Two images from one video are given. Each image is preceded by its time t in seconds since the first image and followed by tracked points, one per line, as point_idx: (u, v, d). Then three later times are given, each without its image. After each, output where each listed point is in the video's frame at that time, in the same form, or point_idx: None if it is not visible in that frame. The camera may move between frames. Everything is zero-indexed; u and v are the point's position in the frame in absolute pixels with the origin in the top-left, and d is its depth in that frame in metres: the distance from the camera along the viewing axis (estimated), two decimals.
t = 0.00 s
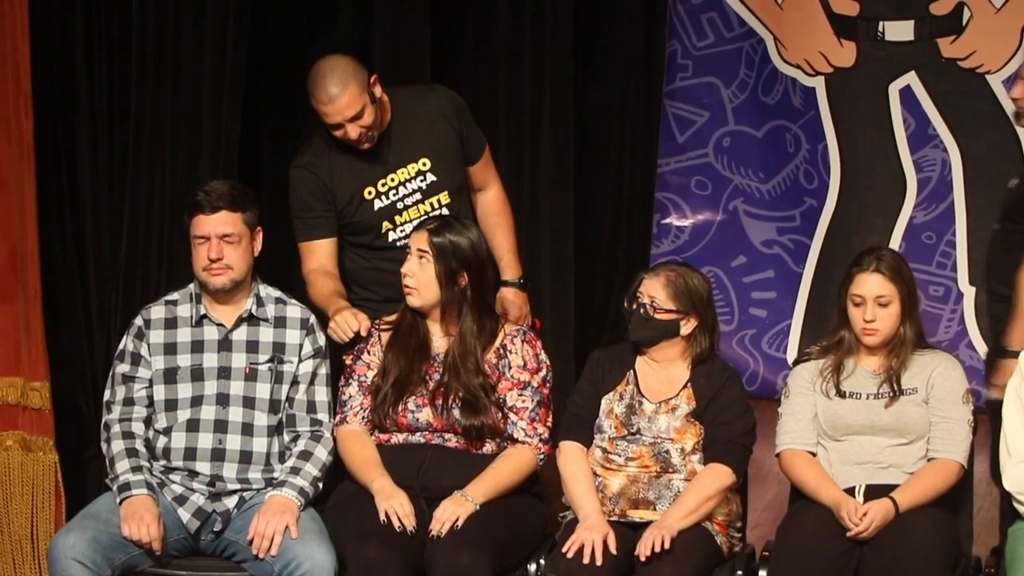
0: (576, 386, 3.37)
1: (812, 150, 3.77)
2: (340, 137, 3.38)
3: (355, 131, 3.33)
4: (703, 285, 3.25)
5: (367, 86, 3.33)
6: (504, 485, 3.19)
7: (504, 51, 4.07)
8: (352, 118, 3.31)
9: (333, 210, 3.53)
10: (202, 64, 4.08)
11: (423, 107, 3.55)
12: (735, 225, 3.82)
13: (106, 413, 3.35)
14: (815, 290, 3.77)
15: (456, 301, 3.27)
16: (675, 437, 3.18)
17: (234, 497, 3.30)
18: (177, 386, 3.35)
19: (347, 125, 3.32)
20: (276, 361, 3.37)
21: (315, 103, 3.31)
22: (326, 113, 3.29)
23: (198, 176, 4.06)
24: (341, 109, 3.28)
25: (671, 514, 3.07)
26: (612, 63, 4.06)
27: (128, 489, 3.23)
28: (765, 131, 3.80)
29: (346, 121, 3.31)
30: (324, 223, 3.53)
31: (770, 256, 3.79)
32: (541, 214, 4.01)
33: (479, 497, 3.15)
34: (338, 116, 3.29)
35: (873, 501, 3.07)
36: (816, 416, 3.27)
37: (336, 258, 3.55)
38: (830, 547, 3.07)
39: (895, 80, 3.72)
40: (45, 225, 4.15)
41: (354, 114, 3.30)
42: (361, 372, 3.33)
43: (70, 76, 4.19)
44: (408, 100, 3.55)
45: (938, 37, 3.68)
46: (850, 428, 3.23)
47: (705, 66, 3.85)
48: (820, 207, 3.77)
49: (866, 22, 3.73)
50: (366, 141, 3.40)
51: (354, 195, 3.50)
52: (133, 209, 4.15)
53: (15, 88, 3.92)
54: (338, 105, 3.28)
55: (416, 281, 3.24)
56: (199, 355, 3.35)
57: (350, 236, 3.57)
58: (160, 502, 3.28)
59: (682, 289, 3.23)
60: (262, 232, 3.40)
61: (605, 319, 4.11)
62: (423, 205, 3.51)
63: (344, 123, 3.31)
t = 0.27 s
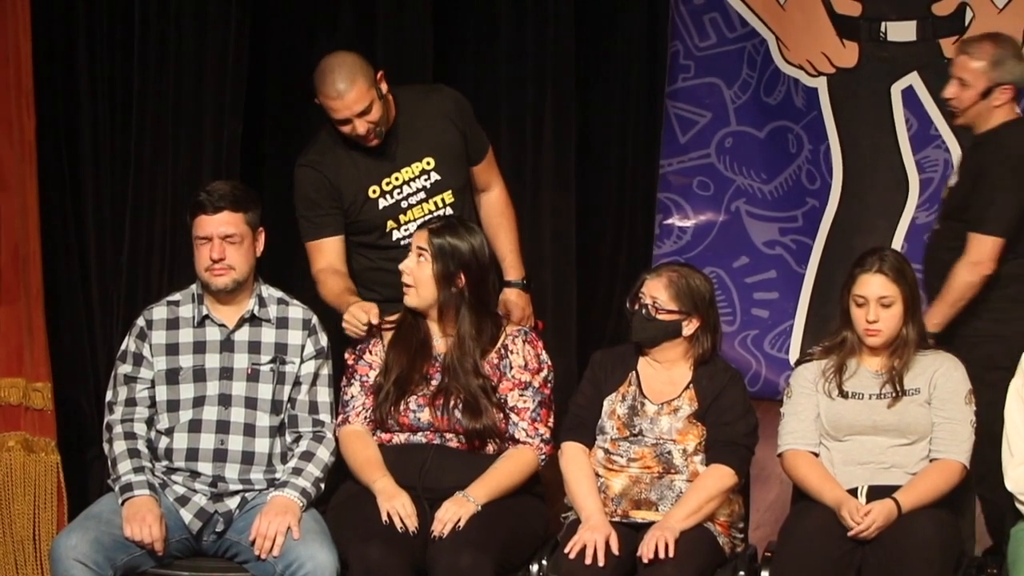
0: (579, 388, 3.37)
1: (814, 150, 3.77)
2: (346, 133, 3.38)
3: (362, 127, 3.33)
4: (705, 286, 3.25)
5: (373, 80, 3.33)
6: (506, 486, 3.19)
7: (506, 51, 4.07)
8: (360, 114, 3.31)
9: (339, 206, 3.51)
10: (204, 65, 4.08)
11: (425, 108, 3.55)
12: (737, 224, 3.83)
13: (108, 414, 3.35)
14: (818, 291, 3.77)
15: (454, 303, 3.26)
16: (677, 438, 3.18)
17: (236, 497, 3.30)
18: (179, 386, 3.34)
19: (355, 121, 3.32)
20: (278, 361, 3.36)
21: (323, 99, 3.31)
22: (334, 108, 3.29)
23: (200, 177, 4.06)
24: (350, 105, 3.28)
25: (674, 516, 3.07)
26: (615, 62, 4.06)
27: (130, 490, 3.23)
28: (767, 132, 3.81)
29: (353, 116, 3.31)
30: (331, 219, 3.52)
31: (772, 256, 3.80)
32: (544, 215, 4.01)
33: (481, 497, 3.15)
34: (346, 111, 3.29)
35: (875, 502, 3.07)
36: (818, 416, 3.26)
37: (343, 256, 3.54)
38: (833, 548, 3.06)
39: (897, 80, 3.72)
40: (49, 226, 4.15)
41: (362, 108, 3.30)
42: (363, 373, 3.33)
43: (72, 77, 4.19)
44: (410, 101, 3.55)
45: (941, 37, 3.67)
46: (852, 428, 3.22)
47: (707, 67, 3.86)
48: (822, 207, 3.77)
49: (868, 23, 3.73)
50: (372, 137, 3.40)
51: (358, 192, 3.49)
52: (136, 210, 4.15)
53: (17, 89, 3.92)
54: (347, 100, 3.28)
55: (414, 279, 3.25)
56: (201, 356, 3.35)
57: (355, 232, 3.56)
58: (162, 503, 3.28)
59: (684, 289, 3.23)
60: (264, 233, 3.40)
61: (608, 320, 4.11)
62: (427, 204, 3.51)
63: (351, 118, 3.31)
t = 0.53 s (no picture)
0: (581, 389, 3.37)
1: (815, 151, 3.78)
2: (374, 124, 3.38)
3: (393, 110, 3.33)
4: (707, 286, 3.25)
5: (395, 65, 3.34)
6: (507, 486, 3.19)
7: (508, 51, 4.07)
8: (390, 95, 3.31)
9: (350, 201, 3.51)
10: (206, 66, 4.09)
11: (427, 108, 3.55)
12: (739, 225, 3.82)
13: (110, 415, 3.35)
14: (820, 292, 3.77)
15: (456, 304, 3.26)
16: (679, 439, 3.18)
17: (237, 499, 3.30)
18: (181, 388, 3.34)
19: (385, 105, 3.32)
20: (280, 363, 3.36)
21: (351, 86, 3.31)
22: (364, 90, 3.29)
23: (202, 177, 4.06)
24: (380, 87, 3.28)
25: (675, 516, 3.07)
26: (619, 62, 4.06)
27: (131, 491, 3.23)
28: (769, 133, 3.82)
29: (383, 98, 3.31)
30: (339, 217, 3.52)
31: (773, 258, 3.80)
32: (545, 215, 4.01)
33: (482, 498, 3.15)
34: (377, 92, 3.29)
35: (877, 503, 3.07)
36: (819, 417, 3.26)
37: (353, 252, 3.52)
38: (835, 549, 3.07)
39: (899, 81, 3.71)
40: (51, 224, 4.15)
41: (392, 88, 3.30)
42: (365, 374, 3.34)
43: (74, 76, 4.19)
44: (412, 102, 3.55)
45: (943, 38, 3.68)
46: (854, 429, 3.22)
47: (708, 68, 3.86)
48: (824, 208, 3.77)
49: (870, 24, 3.73)
50: (399, 125, 3.40)
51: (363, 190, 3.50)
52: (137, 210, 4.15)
53: (19, 88, 3.92)
54: (375, 82, 3.28)
55: (414, 278, 3.25)
56: (202, 357, 3.35)
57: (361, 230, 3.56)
58: (164, 504, 3.28)
59: (686, 290, 3.22)
60: (266, 234, 3.40)
61: (609, 321, 4.11)
62: (435, 202, 3.51)
63: (382, 101, 3.31)
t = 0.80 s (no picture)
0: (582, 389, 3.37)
1: (817, 152, 3.78)
2: (404, 117, 3.39)
3: (428, 98, 3.36)
4: (708, 286, 3.25)
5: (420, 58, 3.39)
6: (509, 486, 3.19)
7: (510, 51, 4.07)
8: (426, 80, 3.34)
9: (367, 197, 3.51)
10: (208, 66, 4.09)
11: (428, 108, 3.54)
12: (740, 226, 3.83)
13: (111, 416, 3.35)
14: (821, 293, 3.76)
15: (457, 304, 3.26)
16: (680, 439, 3.18)
17: (238, 499, 3.30)
18: (182, 388, 3.34)
19: (421, 91, 3.34)
20: (281, 363, 3.37)
21: (387, 72, 3.33)
22: (403, 74, 3.31)
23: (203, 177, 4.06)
24: (417, 70, 3.31)
25: (676, 516, 3.07)
26: (623, 62, 4.06)
27: (132, 491, 3.23)
28: (770, 133, 3.83)
29: (419, 85, 3.34)
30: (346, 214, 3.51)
31: (774, 258, 3.79)
32: (546, 215, 4.01)
33: (484, 499, 3.15)
34: (416, 75, 3.32)
35: (878, 503, 3.08)
36: (821, 418, 3.26)
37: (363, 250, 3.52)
38: (835, 549, 3.07)
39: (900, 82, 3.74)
40: (52, 224, 4.15)
41: (428, 72, 3.34)
42: (366, 374, 3.33)
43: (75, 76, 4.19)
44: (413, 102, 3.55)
45: (943, 38, 3.70)
46: (855, 429, 3.22)
47: (709, 68, 3.87)
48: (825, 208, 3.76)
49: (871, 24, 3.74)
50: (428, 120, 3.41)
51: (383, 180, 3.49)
52: (138, 210, 4.15)
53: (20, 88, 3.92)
54: (413, 66, 3.32)
55: (416, 278, 3.25)
56: (203, 357, 3.35)
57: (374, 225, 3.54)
58: (165, 504, 3.28)
59: (687, 290, 3.23)
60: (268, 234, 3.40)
61: (610, 321, 4.11)
62: (450, 202, 3.50)
63: (418, 87, 3.34)
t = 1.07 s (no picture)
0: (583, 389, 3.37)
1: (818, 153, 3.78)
2: (443, 112, 3.33)
3: (468, 95, 3.29)
4: (710, 287, 3.24)
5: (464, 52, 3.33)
6: (510, 486, 3.19)
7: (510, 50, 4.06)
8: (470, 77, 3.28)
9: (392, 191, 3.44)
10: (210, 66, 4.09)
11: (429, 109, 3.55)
12: (741, 226, 3.83)
13: (113, 416, 3.35)
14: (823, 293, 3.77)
15: (463, 304, 3.27)
16: (681, 440, 3.18)
17: (240, 499, 3.30)
18: (183, 388, 3.34)
19: (462, 88, 3.28)
20: (282, 364, 3.37)
21: (431, 65, 3.27)
22: (448, 67, 3.25)
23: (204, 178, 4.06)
24: (461, 66, 3.25)
25: (677, 515, 3.07)
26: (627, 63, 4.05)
27: (133, 492, 3.23)
28: (771, 133, 3.82)
29: (462, 80, 3.28)
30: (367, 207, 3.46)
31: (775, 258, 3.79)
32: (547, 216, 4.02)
33: (485, 500, 3.15)
34: (460, 69, 3.26)
35: (879, 503, 3.08)
36: (822, 418, 3.26)
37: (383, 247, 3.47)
38: (836, 549, 3.07)
39: (901, 82, 3.75)
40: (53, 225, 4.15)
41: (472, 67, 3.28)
42: (368, 375, 3.33)
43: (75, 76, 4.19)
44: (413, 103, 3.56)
45: (944, 38, 3.72)
46: (857, 429, 3.22)
47: (710, 69, 3.87)
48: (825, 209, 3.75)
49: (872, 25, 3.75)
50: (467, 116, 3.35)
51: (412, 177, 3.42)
52: (139, 211, 4.15)
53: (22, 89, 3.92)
54: (456, 62, 3.26)
55: (424, 281, 3.25)
56: (205, 358, 3.35)
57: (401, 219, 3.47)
58: (166, 504, 3.28)
59: (688, 290, 3.22)
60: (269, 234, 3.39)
61: (610, 322, 4.11)
62: (483, 203, 3.44)
63: (459, 83, 3.28)
